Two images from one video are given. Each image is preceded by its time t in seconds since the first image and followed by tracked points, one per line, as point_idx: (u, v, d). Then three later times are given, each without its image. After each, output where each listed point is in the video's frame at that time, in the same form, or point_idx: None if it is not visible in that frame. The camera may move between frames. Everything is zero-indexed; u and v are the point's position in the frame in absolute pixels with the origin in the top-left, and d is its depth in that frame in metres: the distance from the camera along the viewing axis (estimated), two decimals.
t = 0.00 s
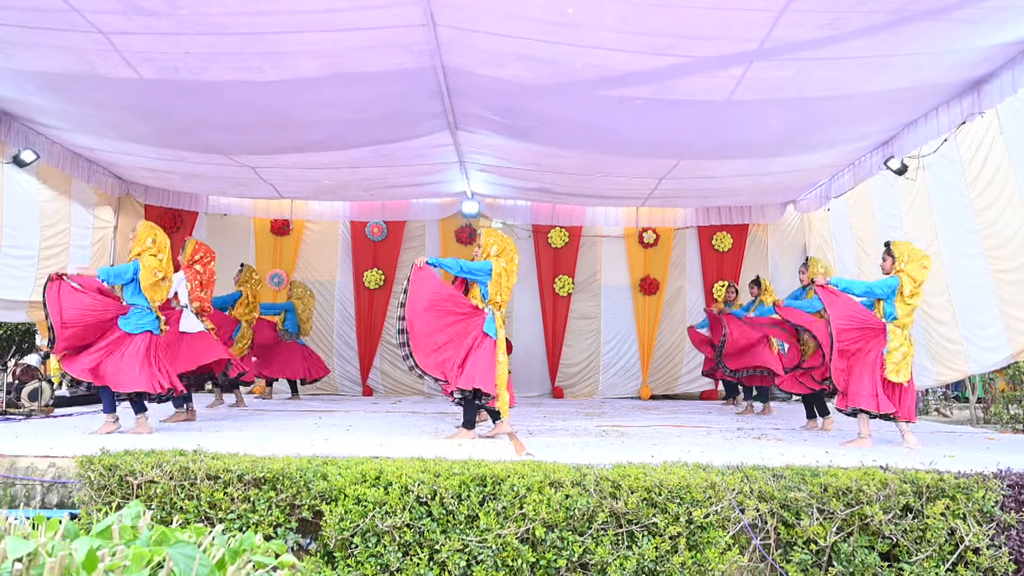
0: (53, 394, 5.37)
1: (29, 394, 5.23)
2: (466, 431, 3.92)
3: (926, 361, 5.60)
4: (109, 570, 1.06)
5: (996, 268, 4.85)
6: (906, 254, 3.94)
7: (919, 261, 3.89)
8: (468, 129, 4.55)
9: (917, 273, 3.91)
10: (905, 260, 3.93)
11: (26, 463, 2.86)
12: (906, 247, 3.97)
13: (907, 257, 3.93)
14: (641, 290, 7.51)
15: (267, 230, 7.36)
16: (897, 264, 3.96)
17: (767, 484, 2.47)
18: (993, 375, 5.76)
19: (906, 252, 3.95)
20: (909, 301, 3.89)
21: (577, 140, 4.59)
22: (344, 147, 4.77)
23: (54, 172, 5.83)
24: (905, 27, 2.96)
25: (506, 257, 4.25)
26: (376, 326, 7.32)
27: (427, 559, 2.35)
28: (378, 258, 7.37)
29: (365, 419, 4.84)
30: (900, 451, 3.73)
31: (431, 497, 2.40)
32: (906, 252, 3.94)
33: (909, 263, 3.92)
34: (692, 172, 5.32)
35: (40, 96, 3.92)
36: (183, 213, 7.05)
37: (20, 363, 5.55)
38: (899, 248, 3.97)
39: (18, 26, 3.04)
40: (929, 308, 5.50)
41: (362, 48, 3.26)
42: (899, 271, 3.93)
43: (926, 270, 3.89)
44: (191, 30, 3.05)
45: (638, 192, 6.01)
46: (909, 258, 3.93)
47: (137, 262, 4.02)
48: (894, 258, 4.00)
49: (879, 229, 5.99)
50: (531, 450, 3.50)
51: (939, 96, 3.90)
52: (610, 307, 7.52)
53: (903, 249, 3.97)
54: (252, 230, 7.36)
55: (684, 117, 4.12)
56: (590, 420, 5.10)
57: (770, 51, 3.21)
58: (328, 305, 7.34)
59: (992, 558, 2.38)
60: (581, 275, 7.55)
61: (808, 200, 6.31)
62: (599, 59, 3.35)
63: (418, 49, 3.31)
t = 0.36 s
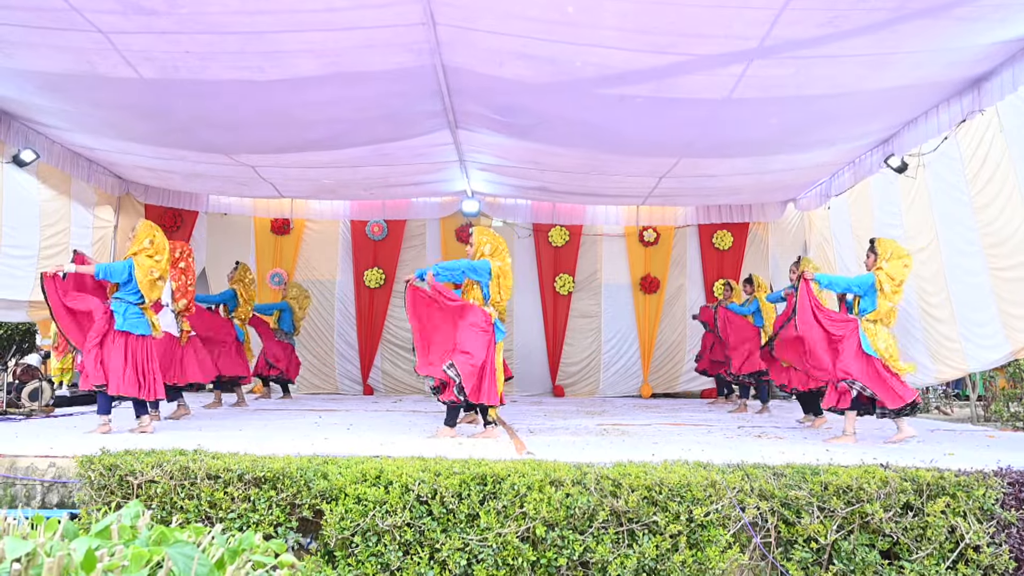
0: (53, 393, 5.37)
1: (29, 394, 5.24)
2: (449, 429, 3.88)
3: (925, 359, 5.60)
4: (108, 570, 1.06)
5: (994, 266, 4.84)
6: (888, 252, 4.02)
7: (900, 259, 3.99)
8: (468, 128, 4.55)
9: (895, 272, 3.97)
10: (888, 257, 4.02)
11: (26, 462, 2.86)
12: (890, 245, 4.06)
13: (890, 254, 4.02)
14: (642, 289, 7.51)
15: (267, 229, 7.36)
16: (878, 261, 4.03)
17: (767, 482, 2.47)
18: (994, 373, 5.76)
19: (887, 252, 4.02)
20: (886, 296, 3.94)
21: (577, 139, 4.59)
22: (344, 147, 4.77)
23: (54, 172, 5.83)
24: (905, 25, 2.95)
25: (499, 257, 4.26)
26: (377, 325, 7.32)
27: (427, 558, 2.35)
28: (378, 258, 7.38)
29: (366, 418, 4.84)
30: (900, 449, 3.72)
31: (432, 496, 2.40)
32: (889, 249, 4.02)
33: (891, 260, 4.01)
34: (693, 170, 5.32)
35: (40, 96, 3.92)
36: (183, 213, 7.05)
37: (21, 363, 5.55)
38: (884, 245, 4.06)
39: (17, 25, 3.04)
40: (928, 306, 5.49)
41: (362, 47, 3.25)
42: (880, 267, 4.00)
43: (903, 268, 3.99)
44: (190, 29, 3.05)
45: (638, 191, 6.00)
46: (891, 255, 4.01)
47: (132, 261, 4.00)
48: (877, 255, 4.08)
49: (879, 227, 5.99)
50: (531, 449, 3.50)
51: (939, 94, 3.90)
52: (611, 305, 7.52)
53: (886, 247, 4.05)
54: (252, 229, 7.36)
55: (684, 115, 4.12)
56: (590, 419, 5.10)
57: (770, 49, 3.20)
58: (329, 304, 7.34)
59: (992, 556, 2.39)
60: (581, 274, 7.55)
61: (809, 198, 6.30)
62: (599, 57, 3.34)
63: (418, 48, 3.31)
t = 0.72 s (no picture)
0: (52, 393, 5.36)
1: (28, 394, 5.23)
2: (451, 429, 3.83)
3: (923, 359, 5.60)
4: (106, 570, 1.05)
5: (993, 266, 4.84)
6: (874, 253, 4.06)
7: (888, 259, 4.02)
8: (468, 128, 4.55)
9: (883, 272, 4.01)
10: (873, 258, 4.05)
11: (25, 463, 2.85)
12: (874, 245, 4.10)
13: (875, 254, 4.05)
14: (642, 288, 7.51)
15: (267, 229, 7.36)
16: (865, 261, 4.06)
17: (767, 482, 2.46)
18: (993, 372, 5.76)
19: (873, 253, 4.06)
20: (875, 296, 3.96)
21: (576, 138, 4.58)
22: (343, 147, 4.76)
23: (54, 171, 5.83)
24: (904, 25, 2.95)
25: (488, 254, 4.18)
26: (377, 325, 7.32)
27: (427, 558, 2.35)
28: (378, 257, 7.37)
29: (366, 417, 4.83)
30: (899, 448, 3.71)
31: (431, 495, 2.40)
32: (875, 250, 4.06)
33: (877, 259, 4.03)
34: (693, 170, 5.32)
35: (39, 95, 3.92)
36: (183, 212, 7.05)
37: (20, 363, 5.55)
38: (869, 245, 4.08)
39: (15, 25, 3.03)
40: (926, 306, 5.49)
41: (361, 46, 3.25)
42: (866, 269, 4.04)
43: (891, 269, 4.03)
44: (189, 29, 3.04)
45: (638, 191, 6.00)
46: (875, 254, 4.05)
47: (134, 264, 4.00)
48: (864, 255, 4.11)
49: (878, 227, 5.99)
50: (531, 449, 3.49)
51: (938, 93, 3.89)
52: (611, 305, 7.52)
53: (872, 247, 4.09)
54: (252, 229, 7.36)
55: (684, 115, 4.11)
56: (590, 419, 5.09)
57: (770, 49, 3.20)
58: (328, 304, 7.34)
59: (990, 555, 2.38)
60: (581, 274, 7.54)
61: (809, 198, 6.30)
62: (598, 57, 3.34)
63: (418, 47, 3.30)
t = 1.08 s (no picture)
0: (51, 394, 5.35)
1: (28, 395, 5.23)
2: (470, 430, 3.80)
3: (921, 360, 5.60)
4: (105, 570, 1.05)
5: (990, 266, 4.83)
6: (866, 253, 4.08)
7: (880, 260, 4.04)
8: (468, 128, 4.55)
9: (877, 274, 4.01)
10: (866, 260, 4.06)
11: (24, 463, 2.85)
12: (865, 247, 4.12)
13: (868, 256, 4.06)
14: (642, 288, 7.51)
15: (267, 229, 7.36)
16: (859, 262, 4.06)
17: (766, 481, 2.46)
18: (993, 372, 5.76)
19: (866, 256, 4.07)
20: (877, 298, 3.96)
21: (576, 138, 4.58)
22: (343, 146, 4.76)
23: (53, 171, 5.83)
24: (903, 24, 2.95)
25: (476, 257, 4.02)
26: (377, 325, 7.32)
27: (427, 558, 2.35)
28: (378, 257, 7.37)
29: (365, 418, 4.83)
30: (899, 448, 3.70)
31: (431, 495, 2.40)
32: (867, 251, 4.08)
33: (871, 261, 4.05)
34: (692, 170, 5.32)
35: (38, 95, 3.91)
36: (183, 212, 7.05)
37: (19, 363, 5.55)
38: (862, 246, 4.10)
39: (14, 24, 3.03)
40: (924, 306, 5.50)
41: (361, 46, 3.25)
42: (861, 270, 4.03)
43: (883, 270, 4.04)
44: (189, 29, 3.04)
45: (638, 191, 6.00)
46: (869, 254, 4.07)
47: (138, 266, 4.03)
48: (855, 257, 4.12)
49: (877, 227, 6.00)
50: (531, 449, 3.48)
51: (938, 93, 3.89)
52: (611, 305, 7.52)
53: (863, 248, 4.10)
54: (252, 229, 7.36)
55: (683, 115, 4.11)
56: (590, 419, 5.08)
57: (769, 49, 3.20)
58: (328, 304, 7.34)
59: (990, 554, 2.38)
60: (581, 273, 7.54)
61: (808, 198, 6.29)
62: (598, 57, 3.34)
63: (417, 47, 3.30)
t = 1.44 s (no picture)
0: (50, 395, 5.35)
1: (26, 396, 5.22)
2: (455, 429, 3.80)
3: (920, 359, 5.60)
4: (103, 571, 1.05)
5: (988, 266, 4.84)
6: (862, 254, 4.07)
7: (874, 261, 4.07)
8: (467, 128, 4.55)
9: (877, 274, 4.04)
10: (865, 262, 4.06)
11: (22, 464, 2.85)
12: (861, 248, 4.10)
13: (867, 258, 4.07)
14: (641, 288, 7.51)
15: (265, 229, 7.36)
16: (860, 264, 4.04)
17: (765, 481, 2.46)
18: (991, 371, 5.76)
19: (862, 257, 4.09)
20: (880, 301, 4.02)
21: (574, 138, 4.59)
22: (341, 147, 4.76)
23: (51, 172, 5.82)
24: (901, 24, 2.95)
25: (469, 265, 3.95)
26: (376, 325, 7.32)
27: (426, 558, 2.35)
28: (377, 257, 7.38)
29: (364, 418, 4.82)
30: (897, 447, 3.71)
31: (429, 496, 2.40)
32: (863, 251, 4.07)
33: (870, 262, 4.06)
34: (691, 169, 5.32)
35: (36, 96, 3.91)
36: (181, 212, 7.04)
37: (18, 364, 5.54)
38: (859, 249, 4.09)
39: (12, 25, 3.03)
40: (922, 305, 5.50)
41: (360, 46, 3.25)
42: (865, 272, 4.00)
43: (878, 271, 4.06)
44: (187, 29, 3.04)
45: (637, 190, 6.00)
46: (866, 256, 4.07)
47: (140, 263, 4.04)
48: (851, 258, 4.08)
49: (875, 226, 6.01)
50: (530, 449, 3.48)
51: (936, 92, 3.89)
52: (610, 304, 7.52)
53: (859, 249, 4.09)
54: (251, 230, 7.36)
55: (682, 115, 4.11)
56: (589, 419, 5.08)
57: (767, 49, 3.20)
58: (327, 304, 7.34)
59: (989, 553, 2.38)
60: (580, 273, 7.54)
61: (806, 197, 6.30)
62: (597, 57, 3.34)
63: (416, 47, 3.30)
